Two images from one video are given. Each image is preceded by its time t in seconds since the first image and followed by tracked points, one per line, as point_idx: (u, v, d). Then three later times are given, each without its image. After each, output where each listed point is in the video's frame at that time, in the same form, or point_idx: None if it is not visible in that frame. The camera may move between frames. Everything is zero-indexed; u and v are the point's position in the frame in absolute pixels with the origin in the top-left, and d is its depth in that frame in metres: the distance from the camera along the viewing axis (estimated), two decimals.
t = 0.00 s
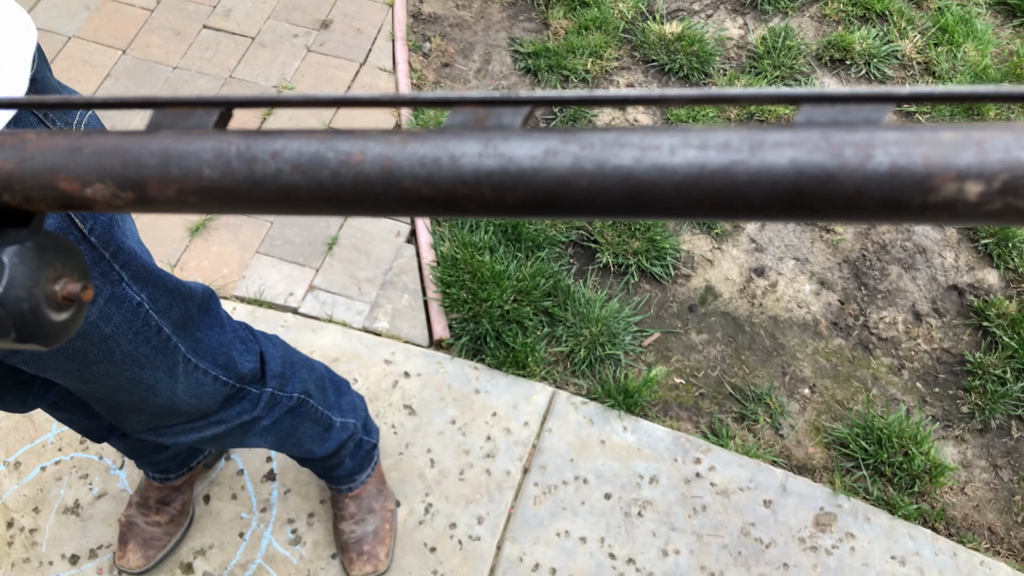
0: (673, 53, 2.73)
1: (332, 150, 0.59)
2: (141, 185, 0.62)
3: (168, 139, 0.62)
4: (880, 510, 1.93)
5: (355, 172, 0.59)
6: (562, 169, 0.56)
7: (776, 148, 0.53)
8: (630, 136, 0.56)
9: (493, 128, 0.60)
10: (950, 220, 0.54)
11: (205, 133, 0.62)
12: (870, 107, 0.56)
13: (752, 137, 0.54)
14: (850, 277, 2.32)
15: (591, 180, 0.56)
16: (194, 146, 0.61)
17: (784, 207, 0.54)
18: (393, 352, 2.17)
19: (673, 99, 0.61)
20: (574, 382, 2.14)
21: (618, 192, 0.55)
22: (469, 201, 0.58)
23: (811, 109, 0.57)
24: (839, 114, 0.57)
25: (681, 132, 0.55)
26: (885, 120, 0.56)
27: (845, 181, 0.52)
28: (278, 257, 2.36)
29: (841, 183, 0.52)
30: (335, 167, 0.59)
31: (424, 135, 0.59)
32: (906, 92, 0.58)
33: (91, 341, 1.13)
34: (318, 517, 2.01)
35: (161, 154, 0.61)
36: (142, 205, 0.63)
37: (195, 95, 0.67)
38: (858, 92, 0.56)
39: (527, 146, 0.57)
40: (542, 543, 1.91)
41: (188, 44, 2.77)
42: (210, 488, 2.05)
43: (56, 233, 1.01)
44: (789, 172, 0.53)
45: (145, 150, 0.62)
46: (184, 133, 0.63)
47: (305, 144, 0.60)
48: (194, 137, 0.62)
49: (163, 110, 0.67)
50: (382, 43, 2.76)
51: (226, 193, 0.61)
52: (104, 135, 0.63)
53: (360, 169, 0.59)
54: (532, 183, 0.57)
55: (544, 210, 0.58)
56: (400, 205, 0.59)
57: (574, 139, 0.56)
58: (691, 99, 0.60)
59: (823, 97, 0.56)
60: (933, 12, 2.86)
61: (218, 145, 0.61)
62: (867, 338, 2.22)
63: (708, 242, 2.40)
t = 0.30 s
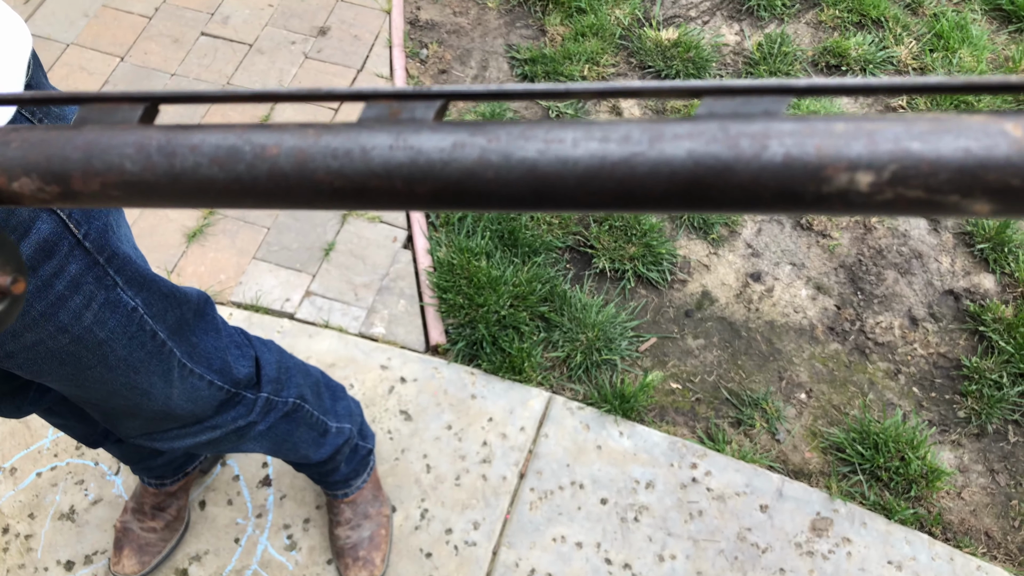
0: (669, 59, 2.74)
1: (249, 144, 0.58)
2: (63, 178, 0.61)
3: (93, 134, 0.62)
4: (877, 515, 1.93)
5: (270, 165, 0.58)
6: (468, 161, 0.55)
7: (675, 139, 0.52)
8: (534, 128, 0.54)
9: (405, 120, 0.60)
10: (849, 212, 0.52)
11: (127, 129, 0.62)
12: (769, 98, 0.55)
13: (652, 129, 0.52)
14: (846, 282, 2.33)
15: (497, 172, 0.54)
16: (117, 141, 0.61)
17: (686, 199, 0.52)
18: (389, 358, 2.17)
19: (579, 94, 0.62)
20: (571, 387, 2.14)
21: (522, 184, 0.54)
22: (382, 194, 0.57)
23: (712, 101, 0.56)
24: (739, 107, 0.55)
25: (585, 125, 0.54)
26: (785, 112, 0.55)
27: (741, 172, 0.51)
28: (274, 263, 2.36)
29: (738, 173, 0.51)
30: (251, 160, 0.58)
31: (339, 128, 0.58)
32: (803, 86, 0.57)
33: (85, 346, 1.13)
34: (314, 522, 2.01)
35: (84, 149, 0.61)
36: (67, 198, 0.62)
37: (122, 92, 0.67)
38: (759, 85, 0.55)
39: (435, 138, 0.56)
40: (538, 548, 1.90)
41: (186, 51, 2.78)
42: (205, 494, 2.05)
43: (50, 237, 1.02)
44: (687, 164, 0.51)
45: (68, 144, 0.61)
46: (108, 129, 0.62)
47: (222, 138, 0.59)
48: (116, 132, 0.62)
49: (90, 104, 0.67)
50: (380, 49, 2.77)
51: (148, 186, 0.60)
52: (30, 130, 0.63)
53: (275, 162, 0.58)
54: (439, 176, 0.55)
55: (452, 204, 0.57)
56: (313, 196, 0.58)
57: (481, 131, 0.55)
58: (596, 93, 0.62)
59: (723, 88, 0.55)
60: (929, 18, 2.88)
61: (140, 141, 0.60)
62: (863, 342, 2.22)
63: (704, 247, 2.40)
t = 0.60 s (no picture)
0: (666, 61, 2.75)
1: (172, 133, 0.57)
2: None
3: (22, 122, 0.59)
4: (874, 515, 1.93)
5: (192, 153, 0.56)
6: (382, 148, 0.53)
7: (583, 123, 0.50)
8: (445, 114, 0.53)
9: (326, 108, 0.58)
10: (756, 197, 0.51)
11: (57, 117, 0.60)
12: (676, 85, 0.54)
13: (561, 115, 0.51)
14: (843, 282, 2.33)
15: (410, 159, 0.53)
16: (46, 130, 0.59)
17: (593, 185, 0.51)
18: (387, 360, 2.18)
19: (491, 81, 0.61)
20: (568, 388, 2.15)
21: (433, 171, 0.53)
22: (299, 182, 0.56)
23: (621, 87, 0.55)
24: (646, 93, 0.54)
25: (496, 111, 0.53)
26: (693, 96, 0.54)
27: (645, 157, 0.49)
28: (273, 266, 2.37)
29: (643, 157, 0.49)
30: (175, 148, 0.57)
31: (260, 115, 0.57)
32: (708, 71, 0.56)
33: (82, 349, 1.14)
34: (313, 524, 2.02)
35: (13, 137, 0.58)
36: None
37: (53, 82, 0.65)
38: (669, 70, 0.54)
39: (351, 126, 0.54)
40: (536, 549, 1.90)
41: (184, 55, 2.79)
42: (204, 496, 2.05)
43: (46, 240, 1.02)
44: (592, 150, 0.50)
45: None
46: (37, 117, 0.60)
47: (148, 126, 0.57)
48: (46, 121, 0.59)
49: (21, 94, 0.65)
50: (377, 53, 2.78)
51: (76, 176, 0.58)
52: None
53: (197, 150, 0.56)
54: (355, 163, 0.54)
55: (366, 190, 0.55)
56: (232, 184, 0.57)
57: (396, 117, 0.53)
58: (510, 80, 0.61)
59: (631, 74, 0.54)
60: (924, 19, 2.89)
61: (70, 129, 0.58)
62: (860, 342, 2.22)
63: (701, 248, 2.41)
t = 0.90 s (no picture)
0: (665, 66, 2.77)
1: (132, 120, 0.57)
2: None
3: None
4: (871, 517, 1.93)
5: (152, 142, 0.56)
6: (330, 136, 0.54)
7: (520, 111, 0.51)
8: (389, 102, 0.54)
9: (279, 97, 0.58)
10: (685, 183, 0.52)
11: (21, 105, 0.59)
12: (610, 74, 0.54)
13: (499, 104, 0.52)
14: (840, 286, 2.34)
15: (357, 147, 0.53)
16: (10, 116, 0.58)
17: (530, 171, 0.52)
18: (386, 362, 2.18)
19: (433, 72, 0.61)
20: (566, 391, 2.15)
21: (377, 158, 0.53)
22: (254, 169, 0.56)
23: (556, 78, 0.55)
24: (581, 83, 0.54)
25: (439, 99, 0.53)
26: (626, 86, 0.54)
27: (577, 145, 0.50)
28: (272, 268, 2.38)
29: (575, 145, 0.50)
30: (136, 136, 0.56)
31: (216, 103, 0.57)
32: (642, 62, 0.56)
33: (79, 349, 1.15)
34: (311, 526, 2.02)
35: None
36: None
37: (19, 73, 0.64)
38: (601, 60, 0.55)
39: (300, 114, 0.55)
40: (534, 551, 1.90)
41: (185, 59, 2.81)
42: (203, 498, 2.06)
43: (44, 241, 1.04)
44: (528, 138, 0.51)
45: None
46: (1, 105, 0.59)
47: (109, 114, 0.57)
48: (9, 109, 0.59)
49: None
50: (377, 57, 2.80)
51: (42, 163, 0.57)
52: None
53: (157, 139, 0.56)
54: (304, 151, 0.54)
55: (316, 176, 0.56)
56: (191, 171, 0.57)
57: (343, 106, 0.54)
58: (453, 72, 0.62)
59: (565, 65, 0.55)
60: (922, 23, 2.90)
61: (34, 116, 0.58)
62: (858, 345, 2.23)
63: (700, 251, 2.42)
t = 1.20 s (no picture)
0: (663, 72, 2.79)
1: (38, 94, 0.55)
2: None
3: None
4: (868, 523, 1.93)
5: (60, 116, 0.55)
6: (235, 108, 0.53)
7: (423, 81, 0.51)
8: (295, 74, 0.53)
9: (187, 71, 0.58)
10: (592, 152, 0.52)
11: None
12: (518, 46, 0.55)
13: (402, 73, 0.51)
14: (837, 291, 2.34)
15: (262, 118, 0.53)
16: None
17: (434, 140, 0.52)
18: (383, 367, 2.18)
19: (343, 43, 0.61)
20: (563, 396, 2.15)
21: (283, 130, 0.53)
22: (163, 143, 0.55)
23: (464, 46, 0.57)
24: (490, 52, 0.56)
25: (344, 70, 0.53)
26: (532, 55, 0.56)
27: (480, 112, 0.50)
28: (270, 274, 2.38)
29: (478, 114, 0.50)
30: (43, 110, 0.55)
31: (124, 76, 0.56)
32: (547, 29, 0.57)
33: (74, 353, 1.15)
34: (308, 532, 2.02)
35: None
36: None
37: None
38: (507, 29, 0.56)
39: (208, 87, 0.54)
40: (530, 557, 1.90)
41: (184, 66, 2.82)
42: (199, 504, 2.06)
43: (38, 245, 1.04)
44: (431, 107, 0.51)
45: None
46: None
47: (18, 89, 0.56)
48: None
49: None
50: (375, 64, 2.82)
51: None
52: None
53: (64, 113, 0.55)
54: (212, 123, 0.54)
55: (223, 150, 0.55)
56: (100, 145, 0.56)
57: (249, 78, 0.53)
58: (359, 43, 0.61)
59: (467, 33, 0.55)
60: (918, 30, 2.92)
61: None
62: (854, 350, 2.23)
63: (696, 257, 2.42)
